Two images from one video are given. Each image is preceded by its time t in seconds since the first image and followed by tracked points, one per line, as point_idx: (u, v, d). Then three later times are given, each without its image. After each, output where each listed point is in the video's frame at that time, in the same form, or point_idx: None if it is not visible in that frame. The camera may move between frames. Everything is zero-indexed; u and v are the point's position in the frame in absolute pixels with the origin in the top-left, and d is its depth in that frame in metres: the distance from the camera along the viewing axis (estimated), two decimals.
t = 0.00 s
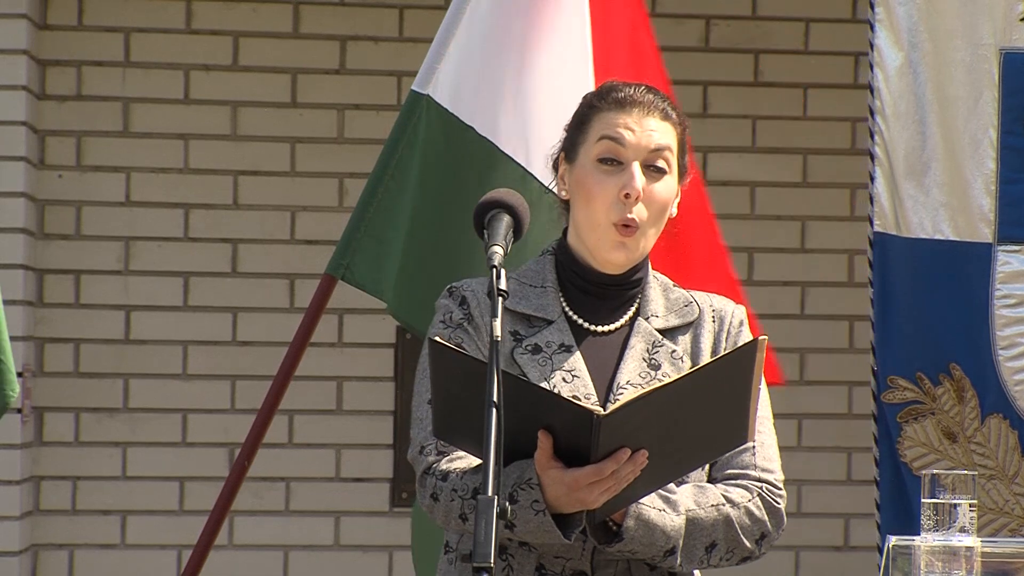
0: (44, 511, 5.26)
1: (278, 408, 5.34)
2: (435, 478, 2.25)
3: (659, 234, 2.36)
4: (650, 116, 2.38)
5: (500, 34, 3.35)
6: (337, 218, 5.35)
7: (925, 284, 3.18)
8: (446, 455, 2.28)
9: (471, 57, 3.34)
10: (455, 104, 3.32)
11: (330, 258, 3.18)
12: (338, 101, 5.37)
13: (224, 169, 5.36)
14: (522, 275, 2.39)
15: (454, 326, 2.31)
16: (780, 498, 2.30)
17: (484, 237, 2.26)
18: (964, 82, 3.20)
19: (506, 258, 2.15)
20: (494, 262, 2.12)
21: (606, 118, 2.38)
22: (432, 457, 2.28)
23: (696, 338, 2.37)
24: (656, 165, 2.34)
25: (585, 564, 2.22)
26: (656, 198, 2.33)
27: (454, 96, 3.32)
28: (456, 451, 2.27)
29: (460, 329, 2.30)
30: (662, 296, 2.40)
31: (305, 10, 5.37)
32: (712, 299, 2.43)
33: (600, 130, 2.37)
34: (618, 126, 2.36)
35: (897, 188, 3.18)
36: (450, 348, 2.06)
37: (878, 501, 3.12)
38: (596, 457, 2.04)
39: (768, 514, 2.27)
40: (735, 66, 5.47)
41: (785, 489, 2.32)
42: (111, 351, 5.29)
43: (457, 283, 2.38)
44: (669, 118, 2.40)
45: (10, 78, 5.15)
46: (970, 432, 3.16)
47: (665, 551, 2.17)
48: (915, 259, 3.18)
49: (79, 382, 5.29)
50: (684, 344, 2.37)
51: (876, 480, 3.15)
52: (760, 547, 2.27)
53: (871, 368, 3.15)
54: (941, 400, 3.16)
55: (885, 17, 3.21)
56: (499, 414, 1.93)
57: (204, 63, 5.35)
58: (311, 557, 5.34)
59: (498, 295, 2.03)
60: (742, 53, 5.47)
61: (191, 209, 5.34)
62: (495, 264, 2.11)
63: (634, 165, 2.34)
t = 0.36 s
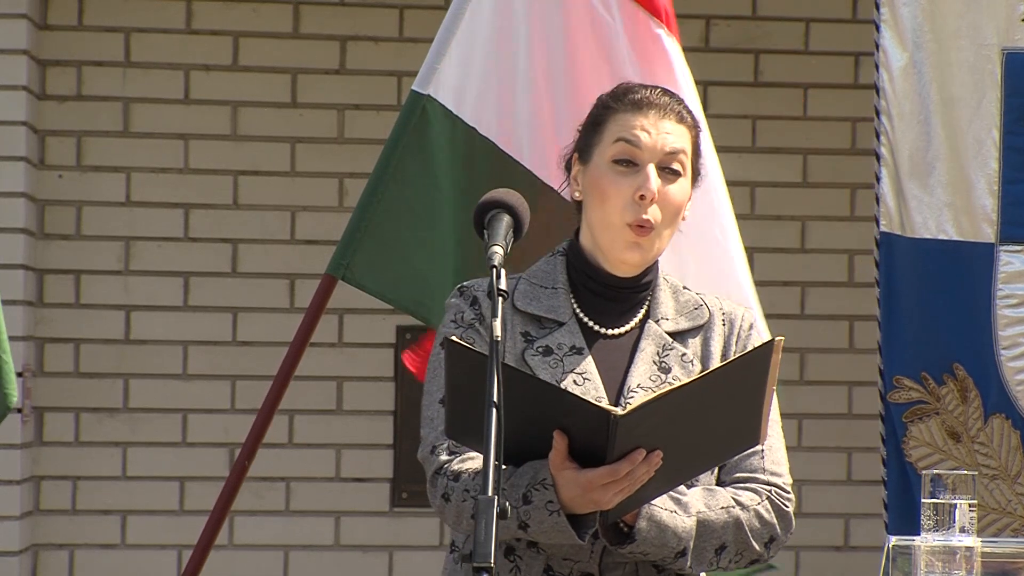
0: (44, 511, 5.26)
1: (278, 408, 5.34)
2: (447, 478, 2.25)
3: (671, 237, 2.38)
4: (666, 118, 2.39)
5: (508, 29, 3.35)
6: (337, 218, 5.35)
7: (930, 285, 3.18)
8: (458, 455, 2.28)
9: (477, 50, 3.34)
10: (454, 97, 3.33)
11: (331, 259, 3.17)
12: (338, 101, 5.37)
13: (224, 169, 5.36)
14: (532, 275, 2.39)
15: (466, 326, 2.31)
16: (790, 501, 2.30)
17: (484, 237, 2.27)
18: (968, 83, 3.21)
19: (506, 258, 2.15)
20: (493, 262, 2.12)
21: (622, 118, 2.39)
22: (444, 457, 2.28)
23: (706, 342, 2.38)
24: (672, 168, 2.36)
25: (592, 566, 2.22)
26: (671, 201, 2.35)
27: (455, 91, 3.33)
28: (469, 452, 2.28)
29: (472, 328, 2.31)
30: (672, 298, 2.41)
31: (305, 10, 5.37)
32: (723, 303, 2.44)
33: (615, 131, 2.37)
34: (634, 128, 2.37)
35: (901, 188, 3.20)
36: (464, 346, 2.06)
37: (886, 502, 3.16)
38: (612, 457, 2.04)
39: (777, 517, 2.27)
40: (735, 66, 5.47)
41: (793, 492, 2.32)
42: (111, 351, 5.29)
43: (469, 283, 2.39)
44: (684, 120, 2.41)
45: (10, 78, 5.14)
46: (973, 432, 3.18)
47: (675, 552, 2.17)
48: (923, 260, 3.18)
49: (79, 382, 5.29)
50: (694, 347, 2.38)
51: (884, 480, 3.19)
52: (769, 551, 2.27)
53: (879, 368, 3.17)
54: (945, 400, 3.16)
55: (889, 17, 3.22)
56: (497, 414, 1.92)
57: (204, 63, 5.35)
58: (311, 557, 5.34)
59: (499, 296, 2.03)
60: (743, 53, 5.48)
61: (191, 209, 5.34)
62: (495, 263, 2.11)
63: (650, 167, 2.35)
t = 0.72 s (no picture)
0: (44, 511, 5.26)
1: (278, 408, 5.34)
2: (460, 482, 2.25)
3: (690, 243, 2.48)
4: (689, 126, 2.48)
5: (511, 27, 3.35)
6: (338, 218, 5.36)
7: (933, 285, 3.22)
8: (471, 460, 2.28)
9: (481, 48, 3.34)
10: (455, 96, 3.33)
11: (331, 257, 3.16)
12: (338, 101, 5.37)
13: (224, 169, 5.35)
14: (544, 278, 2.46)
15: (478, 329, 2.33)
16: (797, 509, 2.37)
17: (483, 237, 2.27)
18: (970, 84, 3.21)
19: (506, 258, 2.15)
20: (493, 262, 2.12)
21: (646, 124, 2.48)
22: (457, 461, 2.29)
23: (717, 348, 2.45)
24: (694, 175, 2.46)
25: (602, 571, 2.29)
26: (693, 209, 2.45)
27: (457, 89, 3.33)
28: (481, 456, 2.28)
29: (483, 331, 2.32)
30: (683, 303, 2.48)
31: (306, 10, 5.37)
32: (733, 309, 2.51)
33: (641, 137, 2.46)
34: (658, 135, 2.46)
35: (905, 188, 3.22)
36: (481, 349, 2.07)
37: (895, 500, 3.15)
38: (630, 461, 2.07)
39: (785, 525, 2.34)
40: (735, 67, 5.48)
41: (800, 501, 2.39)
42: (111, 351, 5.29)
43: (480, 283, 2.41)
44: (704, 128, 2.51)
45: (10, 78, 5.14)
46: (976, 432, 3.18)
47: (687, 558, 2.23)
48: (926, 261, 3.21)
49: (80, 381, 5.29)
50: (705, 353, 2.45)
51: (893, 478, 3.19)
52: (774, 557, 2.34)
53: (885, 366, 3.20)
54: (949, 400, 3.18)
55: (893, 17, 3.23)
56: (497, 414, 1.92)
57: (204, 63, 5.34)
58: (311, 557, 5.34)
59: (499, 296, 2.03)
60: (743, 54, 5.49)
61: (191, 209, 5.34)
62: (495, 263, 2.12)
63: (673, 175, 2.45)
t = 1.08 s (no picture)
0: (44, 511, 5.26)
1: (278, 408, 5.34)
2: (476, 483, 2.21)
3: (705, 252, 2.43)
4: (713, 135, 2.40)
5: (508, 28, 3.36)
6: (338, 218, 5.36)
7: (935, 286, 3.22)
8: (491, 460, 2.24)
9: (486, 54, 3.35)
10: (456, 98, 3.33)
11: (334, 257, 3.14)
12: (338, 101, 5.38)
13: (224, 169, 5.35)
14: (552, 277, 2.42)
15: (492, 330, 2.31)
16: (806, 513, 2.37)
17: (484, 238, 2.27)
18: (970, 84, 3.21)
19: (506, 258, 2.16)
20: (494, 262, 2.13)
21: (671, 134, 2.39)
22: (473, 461, 2.25)
23: (725, 350, 2.43)
24: (717, 186, 2.40)
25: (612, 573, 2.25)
26: (713, 221, 2.39)
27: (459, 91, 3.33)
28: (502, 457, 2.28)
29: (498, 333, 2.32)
30: (690, 305, 2.46)
31: (306, 10, 5.37)
32: (739, 311, 2.49)
33: (666, 146, 2.38)
34: (683, 144, 2.38)
35: (905, 189, 3.22)
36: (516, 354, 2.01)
37: (898, 503, 3.16)
38: (660, 469, 2.06)
39: (795, 529, 2.34)
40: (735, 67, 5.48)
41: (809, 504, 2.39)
42: (111, 351, 5.29)
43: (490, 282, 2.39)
44: (726, 136, 2.44)
45: (11, 78, 5.14)
46: (977, 432, 3.16)
47: (702, 563, 2.24)
48: (928, 262, 3.21)
49: (79, 381, 5.29)
50: (714, 355, 2.42)
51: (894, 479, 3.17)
52: (784, 560, 2.34)
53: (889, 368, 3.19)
54: (949, 400, 3.18)
55: (894, 17, 3.22)
56: (497, 414, 1.93)
57: (204, 63, 5.34)
58: (311, 557, 5.34)
59: (498, 296, 2.05)
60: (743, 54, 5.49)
61: (191, 209, 5.34)
62: (495, 263, 2.13)
63: (698, 187, 2.38)
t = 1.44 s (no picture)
0: (45, 511, 5.26)
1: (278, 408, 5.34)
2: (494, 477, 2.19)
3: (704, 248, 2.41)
4: (711, 133, 2.37)
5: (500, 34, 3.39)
6: (338, 218, 5.36)
7: (934, 286, 3.21)
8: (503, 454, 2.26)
9: (477, 61, 3.36)
10: (455, 103, 3.31)
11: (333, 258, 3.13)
12: (338, 101, 5.38)
13: (224, 169, 5.36)
14: (551, 273, 2.41)
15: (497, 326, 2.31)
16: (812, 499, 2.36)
17: (484, 237, 2.27)
18: (969, 84, 3.21)
19: (506, 258, 2.16)
20: (494, 262, 2.13)
21: (670, 133, 2.35)
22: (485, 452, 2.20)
23: (724, 341, 2.43)
24: (715, 184, 2.36)
25: (622, 565, 2.24)
26: (712, 219, 2.37)
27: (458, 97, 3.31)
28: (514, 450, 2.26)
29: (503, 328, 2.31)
30: (687, 298, 2.46)
31: (306, 10, 5.37)
32: (735, 302, 2.50)
33: (666, 147, 2.34)
34: (681, 144, 2.34)
35: (903, 189, 3.22)
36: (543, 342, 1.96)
37: (892, 502, 3.16)
38: (686, 454, 2.02)
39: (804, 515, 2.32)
40: (735, 67, 5.48)
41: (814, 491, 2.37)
42: (111, 351, 5.29)
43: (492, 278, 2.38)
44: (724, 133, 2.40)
45: (11, 78, 5.14)
46: (975, 432, 3.17)
47: (719, 547, 2.20)
48: (927, 261, 3.20)
49: (79, 381, 5.29)
50: (715, 346, 2.42)
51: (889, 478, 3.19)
52: (793, 548, 2.31)
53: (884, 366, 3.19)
54: (948, 400, 3.17)
55: (892, 17, 3.22)
56: (498, 413, 1.95)
57: (204, 63, 5.35)
58: (311, 557, 5.34)
59: (499, 297, 2.05)
60: (743, 53, 5.48)
61: (191, 209, 5.34)
62: (495, 263, 2.13)
63: (697, 187, 2.34)
